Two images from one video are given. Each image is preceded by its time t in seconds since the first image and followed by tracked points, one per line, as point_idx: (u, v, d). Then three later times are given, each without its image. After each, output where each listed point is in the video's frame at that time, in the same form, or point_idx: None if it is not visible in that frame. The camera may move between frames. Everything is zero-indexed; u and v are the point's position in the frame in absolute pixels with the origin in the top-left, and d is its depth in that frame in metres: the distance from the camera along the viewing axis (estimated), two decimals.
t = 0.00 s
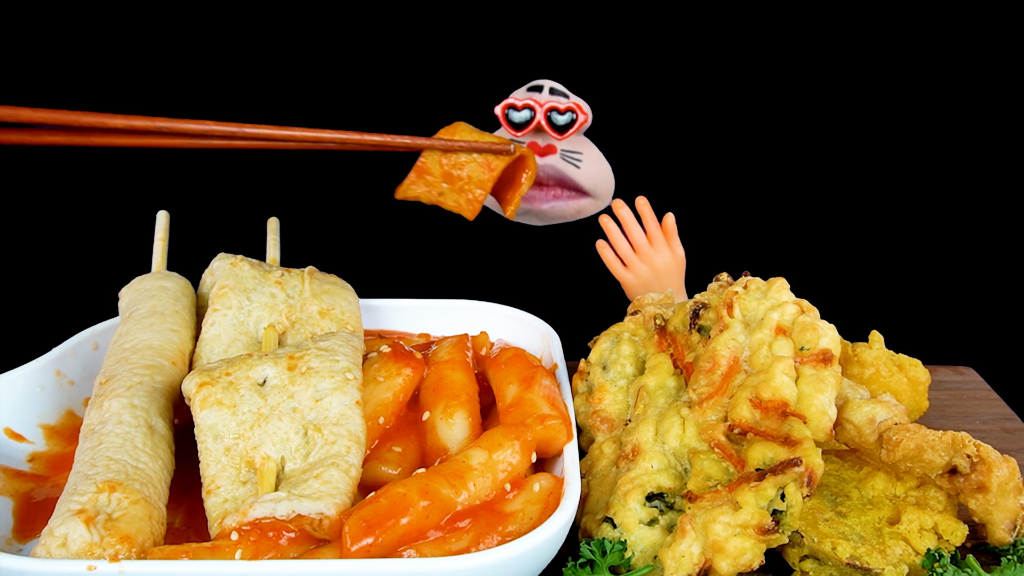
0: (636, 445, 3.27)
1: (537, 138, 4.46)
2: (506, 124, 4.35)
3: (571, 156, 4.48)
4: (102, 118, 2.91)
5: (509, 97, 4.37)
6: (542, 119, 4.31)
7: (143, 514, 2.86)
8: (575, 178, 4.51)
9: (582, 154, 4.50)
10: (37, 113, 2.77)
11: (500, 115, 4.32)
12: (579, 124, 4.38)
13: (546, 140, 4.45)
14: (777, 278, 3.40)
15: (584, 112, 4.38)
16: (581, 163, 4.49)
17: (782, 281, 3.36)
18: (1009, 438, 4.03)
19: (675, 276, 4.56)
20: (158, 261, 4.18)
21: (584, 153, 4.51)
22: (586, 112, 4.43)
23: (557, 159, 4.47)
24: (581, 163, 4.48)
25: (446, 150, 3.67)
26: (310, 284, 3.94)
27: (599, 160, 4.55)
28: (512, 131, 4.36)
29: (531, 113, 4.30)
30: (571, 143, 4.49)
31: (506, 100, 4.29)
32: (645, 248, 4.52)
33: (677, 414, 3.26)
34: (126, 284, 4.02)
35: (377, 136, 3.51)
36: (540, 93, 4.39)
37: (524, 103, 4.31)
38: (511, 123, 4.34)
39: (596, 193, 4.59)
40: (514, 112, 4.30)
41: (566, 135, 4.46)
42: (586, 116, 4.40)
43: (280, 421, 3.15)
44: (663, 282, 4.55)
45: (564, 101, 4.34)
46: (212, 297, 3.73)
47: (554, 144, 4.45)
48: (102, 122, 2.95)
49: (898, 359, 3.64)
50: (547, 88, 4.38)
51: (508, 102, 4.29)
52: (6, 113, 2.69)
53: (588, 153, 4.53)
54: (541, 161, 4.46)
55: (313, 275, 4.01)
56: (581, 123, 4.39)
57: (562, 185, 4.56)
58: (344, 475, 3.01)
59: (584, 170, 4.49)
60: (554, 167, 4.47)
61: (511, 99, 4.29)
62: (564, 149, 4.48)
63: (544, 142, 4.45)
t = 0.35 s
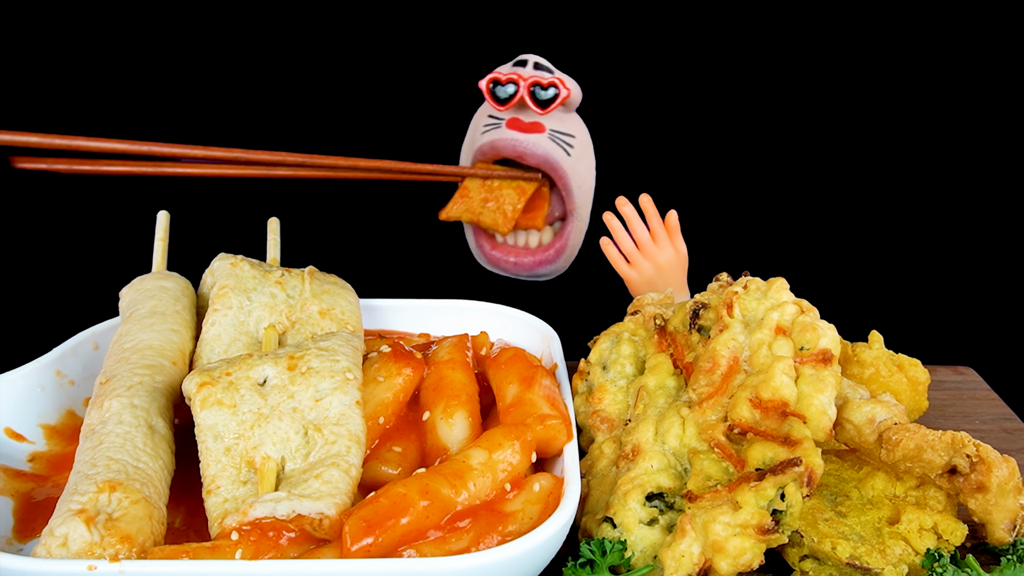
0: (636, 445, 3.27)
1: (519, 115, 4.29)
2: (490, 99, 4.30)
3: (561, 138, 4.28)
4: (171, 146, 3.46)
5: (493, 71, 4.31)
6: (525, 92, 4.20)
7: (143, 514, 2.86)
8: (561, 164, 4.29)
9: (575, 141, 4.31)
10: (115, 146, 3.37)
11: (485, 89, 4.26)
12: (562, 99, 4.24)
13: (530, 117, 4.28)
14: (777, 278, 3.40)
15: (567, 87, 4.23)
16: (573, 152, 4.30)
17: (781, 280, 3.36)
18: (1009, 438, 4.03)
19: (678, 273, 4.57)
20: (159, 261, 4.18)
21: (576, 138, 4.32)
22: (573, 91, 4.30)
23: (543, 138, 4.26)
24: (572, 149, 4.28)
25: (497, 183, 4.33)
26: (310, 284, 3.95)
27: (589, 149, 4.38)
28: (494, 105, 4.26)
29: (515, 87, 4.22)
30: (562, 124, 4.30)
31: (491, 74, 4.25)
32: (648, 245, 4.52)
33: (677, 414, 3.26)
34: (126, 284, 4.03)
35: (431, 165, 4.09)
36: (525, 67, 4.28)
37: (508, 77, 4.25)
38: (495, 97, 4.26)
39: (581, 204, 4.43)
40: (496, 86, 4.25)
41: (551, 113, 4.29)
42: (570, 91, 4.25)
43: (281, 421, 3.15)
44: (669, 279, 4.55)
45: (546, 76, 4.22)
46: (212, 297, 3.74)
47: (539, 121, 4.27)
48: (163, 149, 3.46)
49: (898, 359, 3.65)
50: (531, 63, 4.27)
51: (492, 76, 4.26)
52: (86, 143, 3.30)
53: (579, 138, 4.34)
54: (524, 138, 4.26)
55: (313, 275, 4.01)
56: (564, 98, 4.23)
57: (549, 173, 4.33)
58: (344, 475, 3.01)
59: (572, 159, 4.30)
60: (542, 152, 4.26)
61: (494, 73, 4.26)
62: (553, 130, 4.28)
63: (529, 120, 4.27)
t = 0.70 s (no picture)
0: (636, 445, 3.26)
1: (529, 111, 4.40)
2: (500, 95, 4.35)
3: (559, 130, 4.40)
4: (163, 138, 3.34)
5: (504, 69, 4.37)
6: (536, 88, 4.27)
7: (142, 515, 2.85)
8: (561, 154, 4.42)
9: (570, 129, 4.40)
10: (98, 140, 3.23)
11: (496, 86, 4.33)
12: (571, 96, 4.30)
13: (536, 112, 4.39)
14: (777, 278, 3.39)
15: (578, 84, 4.30)
16: (568, 139, 4.40)
17: (782, 280, 3.36)
18: (1010, 438, 4.03)
19: (682, 266, 4.57)
20: (158, 261, 4.18)
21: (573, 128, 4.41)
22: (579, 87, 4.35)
23: (544, 135, 4.41)
24: (568, 138, 4.39)
25: (455, 161, 4.43)
26: (310, 284, 3.94)
27: (589, 134, 4.45)
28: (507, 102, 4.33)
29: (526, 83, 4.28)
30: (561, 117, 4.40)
31: (503, 70, 4.31)
32: (653, 238, 4.51)
33: (677, 414, 3.26)
34: (125, 284, 4.02)
35: (410, 150, 4.08)
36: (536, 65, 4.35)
37: (518, 73, 4.30)
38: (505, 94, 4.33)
39: (585, 172, 4.49)
40: (506, 82, 4.30)
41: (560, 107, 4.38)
42: (581, 89, 4.31)
43: (280, 421, 3.15)
44: (675, 270, 4.55)
45: (557, 72, 4.29)
46: (211, 297, 3.73)
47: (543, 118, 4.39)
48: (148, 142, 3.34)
49: (899, 359, 3.64)
50: (542, 60, 4.34)
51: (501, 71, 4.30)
52: (76, 134, 3.13)
53: (577, 126, 4.43)
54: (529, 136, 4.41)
55: (312, 275, 4.00)
56: (576, 96, 4.30)
57: (549, 162, 4.47)
58: (344, 475, 3.01)
59: (572, 146, 4.40)
60: (539, 144, 4.41)
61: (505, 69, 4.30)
62: (553, 124, 4.40)
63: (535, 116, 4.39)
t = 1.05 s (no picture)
0: (636, 445, 3.27)
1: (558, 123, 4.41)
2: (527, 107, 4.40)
3: (587, 143, 4.39)
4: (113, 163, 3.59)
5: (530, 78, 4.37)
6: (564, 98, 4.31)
7: (143, 514, 2.86)
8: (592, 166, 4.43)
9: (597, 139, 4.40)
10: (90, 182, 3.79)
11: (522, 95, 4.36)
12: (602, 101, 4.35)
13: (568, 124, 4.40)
14: (777, 278, 3.40)
15: (603, 88, 4.34)
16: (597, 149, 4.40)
17: (781, 280, 3.36)
18: (1009, 438, 4.04)
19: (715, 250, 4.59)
20: (159, 261, 4.18)
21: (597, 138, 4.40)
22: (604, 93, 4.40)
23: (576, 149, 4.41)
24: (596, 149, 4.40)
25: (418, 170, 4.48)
26: (310, 284, 3.95)
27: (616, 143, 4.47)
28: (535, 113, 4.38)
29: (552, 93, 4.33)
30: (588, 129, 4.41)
31: (527, 82, 4.34)
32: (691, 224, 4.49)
33: (677, 413, 3.27)
34: (126, 284, 4.03)
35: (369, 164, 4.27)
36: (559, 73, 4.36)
37: (543, 84, 4.33)
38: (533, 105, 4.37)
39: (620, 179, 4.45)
40: (533, 95, 4.34)
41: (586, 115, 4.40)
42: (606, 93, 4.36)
43: (281, 421, 3.16)
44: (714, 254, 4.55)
45: (582, 80, 4.32)
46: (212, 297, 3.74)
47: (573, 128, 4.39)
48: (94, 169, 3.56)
49: (898, 359, 3.65)
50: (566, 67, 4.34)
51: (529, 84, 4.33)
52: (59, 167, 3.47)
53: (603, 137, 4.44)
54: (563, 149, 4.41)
55: (313, 275, 4.01)
56: (603, 99, 4.34)
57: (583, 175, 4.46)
58: (344, 475, 3.01)
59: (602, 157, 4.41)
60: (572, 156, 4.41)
61: (529, 81, 4.33)
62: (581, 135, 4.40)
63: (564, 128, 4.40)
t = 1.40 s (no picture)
0: (636, 445, 3.26)
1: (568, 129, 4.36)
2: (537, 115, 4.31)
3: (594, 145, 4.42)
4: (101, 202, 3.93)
5: (534, 86, 4.31)
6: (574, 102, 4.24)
7: (142, 515, 2.86)
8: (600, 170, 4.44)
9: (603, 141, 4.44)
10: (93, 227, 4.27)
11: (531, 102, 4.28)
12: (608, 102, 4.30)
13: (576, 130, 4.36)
14: (777, 278, 3.40)
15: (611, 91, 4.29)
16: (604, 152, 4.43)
17: (782, 280, 3.36)
18: (1009, 438, 4.03)
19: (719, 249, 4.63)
20: (158, 261, 4.18)
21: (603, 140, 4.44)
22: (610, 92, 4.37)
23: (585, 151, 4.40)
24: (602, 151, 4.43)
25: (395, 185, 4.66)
26: (310, 284, 3.94)
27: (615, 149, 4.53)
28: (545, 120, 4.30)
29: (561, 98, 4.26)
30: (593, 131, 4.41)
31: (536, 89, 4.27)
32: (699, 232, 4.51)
33: (677, 414, 3.26)
34: (126, 284, 4.02)
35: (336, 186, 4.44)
36: (565, 77, 4.32)
37: (552, 89, 4.26)
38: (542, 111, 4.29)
39: (618, 183, 4.55)
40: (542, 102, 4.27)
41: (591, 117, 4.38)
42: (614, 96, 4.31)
43: (280, 421, 3.15)
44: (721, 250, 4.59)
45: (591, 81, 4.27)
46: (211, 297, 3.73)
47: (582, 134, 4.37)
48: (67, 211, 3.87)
49: (898, 359, 3.64)
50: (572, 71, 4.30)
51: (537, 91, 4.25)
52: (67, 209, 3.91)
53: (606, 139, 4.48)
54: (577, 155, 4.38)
55: (312, 275, 4.01)
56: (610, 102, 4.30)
57: (592, 181, 4.47)
58: (344, 475, 3.01)
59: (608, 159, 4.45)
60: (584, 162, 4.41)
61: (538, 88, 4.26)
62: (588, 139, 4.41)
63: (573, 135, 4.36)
